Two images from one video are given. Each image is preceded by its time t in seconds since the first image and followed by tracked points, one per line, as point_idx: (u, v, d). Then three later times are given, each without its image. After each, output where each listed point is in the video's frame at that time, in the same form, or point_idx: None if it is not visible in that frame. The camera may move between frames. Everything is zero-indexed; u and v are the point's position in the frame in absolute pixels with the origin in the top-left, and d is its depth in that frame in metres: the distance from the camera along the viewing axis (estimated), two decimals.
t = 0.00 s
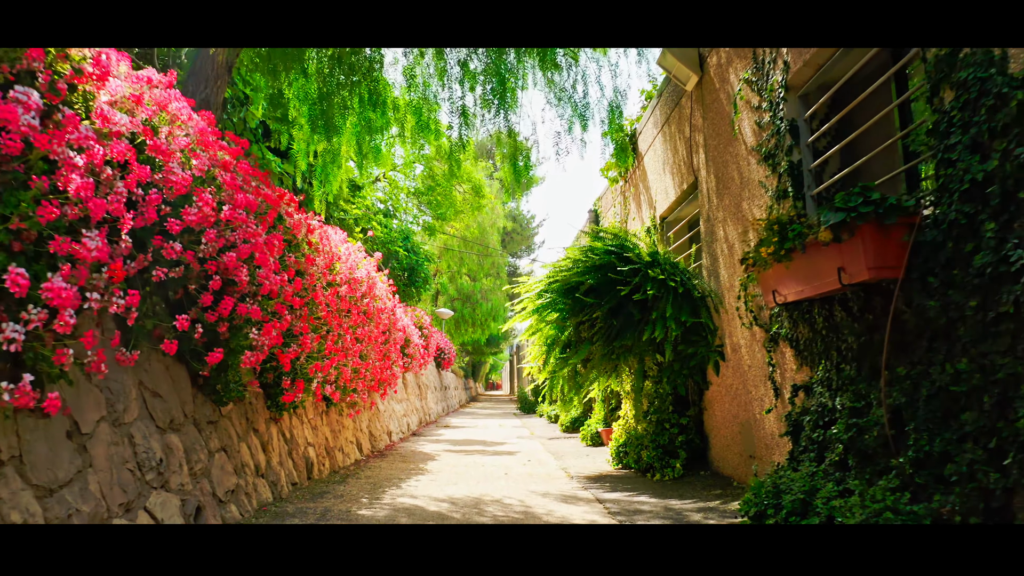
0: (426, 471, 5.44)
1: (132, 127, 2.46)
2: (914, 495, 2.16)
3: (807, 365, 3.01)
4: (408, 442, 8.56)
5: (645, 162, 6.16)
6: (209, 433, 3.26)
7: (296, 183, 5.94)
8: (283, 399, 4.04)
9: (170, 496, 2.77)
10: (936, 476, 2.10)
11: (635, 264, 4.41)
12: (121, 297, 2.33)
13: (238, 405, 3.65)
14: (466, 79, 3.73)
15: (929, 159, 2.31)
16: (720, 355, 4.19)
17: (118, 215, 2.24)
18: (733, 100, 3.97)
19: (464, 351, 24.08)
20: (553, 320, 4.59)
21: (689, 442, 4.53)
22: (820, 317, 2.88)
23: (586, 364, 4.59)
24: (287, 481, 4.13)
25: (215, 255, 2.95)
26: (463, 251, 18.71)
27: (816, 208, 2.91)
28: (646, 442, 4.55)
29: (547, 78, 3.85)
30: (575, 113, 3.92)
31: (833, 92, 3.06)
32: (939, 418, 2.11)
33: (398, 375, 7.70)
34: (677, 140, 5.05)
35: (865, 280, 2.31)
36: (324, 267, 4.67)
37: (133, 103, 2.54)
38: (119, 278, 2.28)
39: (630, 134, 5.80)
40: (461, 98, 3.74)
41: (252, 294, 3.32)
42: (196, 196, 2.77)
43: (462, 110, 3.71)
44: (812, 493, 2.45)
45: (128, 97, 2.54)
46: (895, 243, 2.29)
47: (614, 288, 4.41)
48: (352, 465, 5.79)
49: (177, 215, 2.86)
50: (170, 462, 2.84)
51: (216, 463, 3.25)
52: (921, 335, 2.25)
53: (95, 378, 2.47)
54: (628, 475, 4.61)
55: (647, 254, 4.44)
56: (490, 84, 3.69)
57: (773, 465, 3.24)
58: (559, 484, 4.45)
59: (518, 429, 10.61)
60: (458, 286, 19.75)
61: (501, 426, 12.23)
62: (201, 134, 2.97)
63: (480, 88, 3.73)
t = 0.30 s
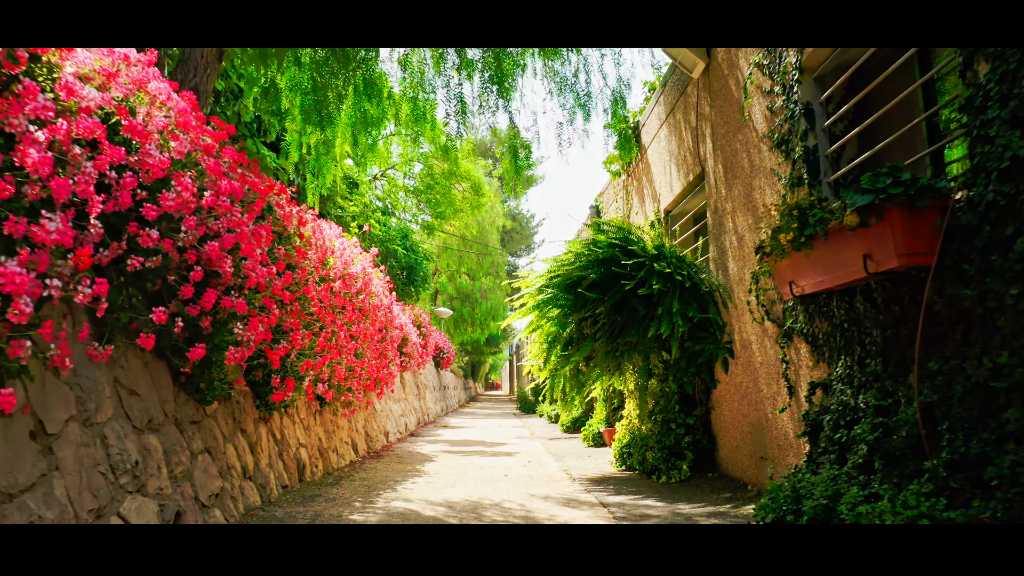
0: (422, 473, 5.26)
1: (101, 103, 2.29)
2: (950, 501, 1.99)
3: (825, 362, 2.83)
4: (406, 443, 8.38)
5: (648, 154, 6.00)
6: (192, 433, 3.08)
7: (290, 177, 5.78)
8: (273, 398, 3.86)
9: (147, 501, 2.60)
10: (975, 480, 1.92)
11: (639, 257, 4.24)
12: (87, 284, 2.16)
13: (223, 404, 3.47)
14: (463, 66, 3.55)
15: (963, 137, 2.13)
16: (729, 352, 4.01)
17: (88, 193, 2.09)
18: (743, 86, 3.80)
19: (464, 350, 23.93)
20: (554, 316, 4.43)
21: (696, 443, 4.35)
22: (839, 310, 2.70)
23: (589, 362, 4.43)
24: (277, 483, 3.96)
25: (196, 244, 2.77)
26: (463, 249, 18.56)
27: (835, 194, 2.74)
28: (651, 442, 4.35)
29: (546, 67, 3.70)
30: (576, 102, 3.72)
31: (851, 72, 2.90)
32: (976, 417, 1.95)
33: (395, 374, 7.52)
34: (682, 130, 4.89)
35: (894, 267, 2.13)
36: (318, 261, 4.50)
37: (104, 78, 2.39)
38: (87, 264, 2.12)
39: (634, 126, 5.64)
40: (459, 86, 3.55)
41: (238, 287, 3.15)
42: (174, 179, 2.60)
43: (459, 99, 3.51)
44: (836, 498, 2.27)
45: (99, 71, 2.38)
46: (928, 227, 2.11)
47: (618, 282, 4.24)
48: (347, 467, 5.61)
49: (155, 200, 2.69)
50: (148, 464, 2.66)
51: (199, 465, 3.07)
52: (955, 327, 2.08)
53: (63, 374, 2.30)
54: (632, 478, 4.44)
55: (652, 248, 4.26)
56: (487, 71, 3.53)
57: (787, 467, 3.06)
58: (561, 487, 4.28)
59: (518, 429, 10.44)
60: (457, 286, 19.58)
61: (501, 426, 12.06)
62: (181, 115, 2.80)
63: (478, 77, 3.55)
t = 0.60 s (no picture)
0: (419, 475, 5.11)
1: (70, 80, 2.17)
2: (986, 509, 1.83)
3: (843, 360, 2.68)
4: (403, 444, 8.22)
5: (650, 148, 5.85)
6: (175, 435, 2.92)
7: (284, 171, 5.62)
8: (262, 399, 3.70)
9: (123, 507, 2.43)
10: (1014, 486, 1.77)
11: (643, 252, 4.08)
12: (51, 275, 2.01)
13: (209, 404, 3.31)
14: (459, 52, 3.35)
15: (996, 117, 1.99)
16: (738, 350, 3.86)
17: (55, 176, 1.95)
18: (753, 73, 3.64)
19: (463, 350, 23.78)
20: (554, 313, 4.27)
21: (703, 445, 4.20)
22: (858, 305, 2.55)
23: (592, 361, 4.28)
24: (267, 487, 3.79)
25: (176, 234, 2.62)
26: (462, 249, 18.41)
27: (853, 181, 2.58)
28: (655, 444, 4.19)
29: (546, 58, 3.55)
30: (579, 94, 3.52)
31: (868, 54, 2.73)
32: (1013, 418, 1.80)
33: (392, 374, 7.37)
34: (687, 121, 4.75)
35: (922, 257, 1.98)
36: (311, 257, 4.34)
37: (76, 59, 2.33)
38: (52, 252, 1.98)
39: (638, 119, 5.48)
40: (455, 75, 3.36)
41: (223, 281, 2.99)
42: (152, 165, 2.46)
43: (455, 88, 3.33)
44: (860, 505, 2.12)
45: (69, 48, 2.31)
46: (961, 214, 1.94)
47: (621, 278, 4.08)
48: (341, 469, 5.44)
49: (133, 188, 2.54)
50: (124, 468, 2.50)
51: (182, 468, 2.90)
52: (991, 321, 1.92)
53: (30, 372, 2.14)
54: (636, 481, 4.28)
55: (657, 242, 4.11)
56: (485, 59, 3.33)
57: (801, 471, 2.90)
58: (562, 491, 4.11)
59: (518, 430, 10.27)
60: (457, 285, 19.42)
61: (500, 426, 11.88)
62: (162, 97, 2.66)
63: (475, 65, 3.37)
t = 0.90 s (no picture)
0: (416, 479, 4.93)
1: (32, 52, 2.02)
2: None
3: (869, 358, 2.50)
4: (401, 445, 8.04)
5: (655, 140, 5.66)
6: (155, 438, 2.73)
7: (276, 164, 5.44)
8: (251, 400, 3.52)
9: (95, 517, 2.25)
10: None
11: (651, 246, 3.89)
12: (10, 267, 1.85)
13: (194, 405, 3.12)
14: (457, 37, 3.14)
15: None
16: (750, 348, 3.69)
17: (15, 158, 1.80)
18: (767, 57, 3.44)
19: (462, 350, 23.63)
20: (557, 311, 4.08)
21: (712, 448, 4.03)
22: (886, 299, 2.37)
23: (597, 361, 4.09)
24: (257, 492, 3.62)
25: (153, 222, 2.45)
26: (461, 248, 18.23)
27: (881, 166, 2.41)
28: (663, 447, 4.02)
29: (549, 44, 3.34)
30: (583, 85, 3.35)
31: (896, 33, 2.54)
32: None
33: (389, 374, 7.17)
34: (695, 109, 4.56)
35: (965, 245, 1.80)
36: (303, 251, 4.14)
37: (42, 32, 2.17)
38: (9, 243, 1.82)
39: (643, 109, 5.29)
40: (452, 61, 3.13)
41: (206, 275, 2.81)
42: (126, 147, 2.29)
43: (452, 76, 3.11)
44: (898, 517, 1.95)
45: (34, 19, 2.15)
46: (1009, 198, 1.74)
47: (628, 273, 3.90)
48: (336, 472, 5.27)
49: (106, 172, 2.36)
50: (97, 474, 2.32)
51: (163, 473, 2.72)
52: None
53: None
54: (643, 485, 4.11)
55: (665, 236, 3.92)
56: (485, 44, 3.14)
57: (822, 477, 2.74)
58: (566, 496, 3.94)
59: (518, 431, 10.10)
60: (456, 284, 19.24)
61: (500, 427, 11.72)
62: (140, 75, 2.47)
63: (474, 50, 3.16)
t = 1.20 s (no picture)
0: (414, 481, 4.77)
1: None
2: None
3: (895, 354, 2.35)
4: (399, 445, 7.89)
5: (660, 133, 5.51)
6: (135, 440, 2.57)
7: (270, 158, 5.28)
8: (240, 400, 3.36)
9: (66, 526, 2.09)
10: None
11: (659, 239, 3.73)
12: None
13: (179, 405, 2.96)
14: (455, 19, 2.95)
15: None
16: (762, 345, 3.53)
17: None
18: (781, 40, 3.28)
19: (462, 349, 23.49)
20: (560, 307, 3.92)
21: (722, 449, 3.87)
22: (914, 291, 2.22)
23: (601, 359, 3.94)
24: (246, 496, 3.46)
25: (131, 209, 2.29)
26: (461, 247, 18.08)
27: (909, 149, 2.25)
28: (670, 448, 3.86)
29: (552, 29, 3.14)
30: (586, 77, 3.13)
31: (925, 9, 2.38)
32: None
33: (387, 373, 7.02)
34: (703, 98, 4.40)
35: (1010, 229, 1.64)
36: (297, 245, 3.99)
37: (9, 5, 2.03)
38: None
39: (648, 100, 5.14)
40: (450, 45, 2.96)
41: (190, 267, 2.65)
42: (100, 127, 2.14)
43: (450, 60, 2.93)
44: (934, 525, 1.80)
45: None
46: None
47: (634, 268, 3.74)
48: (331, 474, 5.11)
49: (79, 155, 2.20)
50: (69, 479, 2.16)
51: (143, 478, 2.56)
52: None
53: None
54: (649, 488, 3.95)
55: (673, 229, 3.76)
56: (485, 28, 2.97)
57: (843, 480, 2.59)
58: (569, 499, 3.78)
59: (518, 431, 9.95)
60: (455, 283, 19.09)
61: (501, 427, 11.56)
62: (116, 52, 2.32)
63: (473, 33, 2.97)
